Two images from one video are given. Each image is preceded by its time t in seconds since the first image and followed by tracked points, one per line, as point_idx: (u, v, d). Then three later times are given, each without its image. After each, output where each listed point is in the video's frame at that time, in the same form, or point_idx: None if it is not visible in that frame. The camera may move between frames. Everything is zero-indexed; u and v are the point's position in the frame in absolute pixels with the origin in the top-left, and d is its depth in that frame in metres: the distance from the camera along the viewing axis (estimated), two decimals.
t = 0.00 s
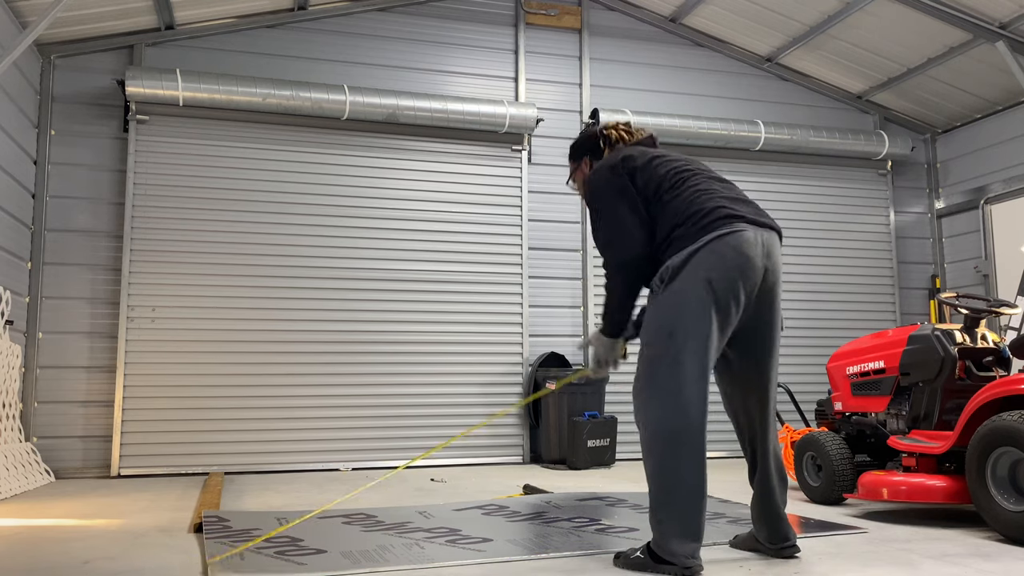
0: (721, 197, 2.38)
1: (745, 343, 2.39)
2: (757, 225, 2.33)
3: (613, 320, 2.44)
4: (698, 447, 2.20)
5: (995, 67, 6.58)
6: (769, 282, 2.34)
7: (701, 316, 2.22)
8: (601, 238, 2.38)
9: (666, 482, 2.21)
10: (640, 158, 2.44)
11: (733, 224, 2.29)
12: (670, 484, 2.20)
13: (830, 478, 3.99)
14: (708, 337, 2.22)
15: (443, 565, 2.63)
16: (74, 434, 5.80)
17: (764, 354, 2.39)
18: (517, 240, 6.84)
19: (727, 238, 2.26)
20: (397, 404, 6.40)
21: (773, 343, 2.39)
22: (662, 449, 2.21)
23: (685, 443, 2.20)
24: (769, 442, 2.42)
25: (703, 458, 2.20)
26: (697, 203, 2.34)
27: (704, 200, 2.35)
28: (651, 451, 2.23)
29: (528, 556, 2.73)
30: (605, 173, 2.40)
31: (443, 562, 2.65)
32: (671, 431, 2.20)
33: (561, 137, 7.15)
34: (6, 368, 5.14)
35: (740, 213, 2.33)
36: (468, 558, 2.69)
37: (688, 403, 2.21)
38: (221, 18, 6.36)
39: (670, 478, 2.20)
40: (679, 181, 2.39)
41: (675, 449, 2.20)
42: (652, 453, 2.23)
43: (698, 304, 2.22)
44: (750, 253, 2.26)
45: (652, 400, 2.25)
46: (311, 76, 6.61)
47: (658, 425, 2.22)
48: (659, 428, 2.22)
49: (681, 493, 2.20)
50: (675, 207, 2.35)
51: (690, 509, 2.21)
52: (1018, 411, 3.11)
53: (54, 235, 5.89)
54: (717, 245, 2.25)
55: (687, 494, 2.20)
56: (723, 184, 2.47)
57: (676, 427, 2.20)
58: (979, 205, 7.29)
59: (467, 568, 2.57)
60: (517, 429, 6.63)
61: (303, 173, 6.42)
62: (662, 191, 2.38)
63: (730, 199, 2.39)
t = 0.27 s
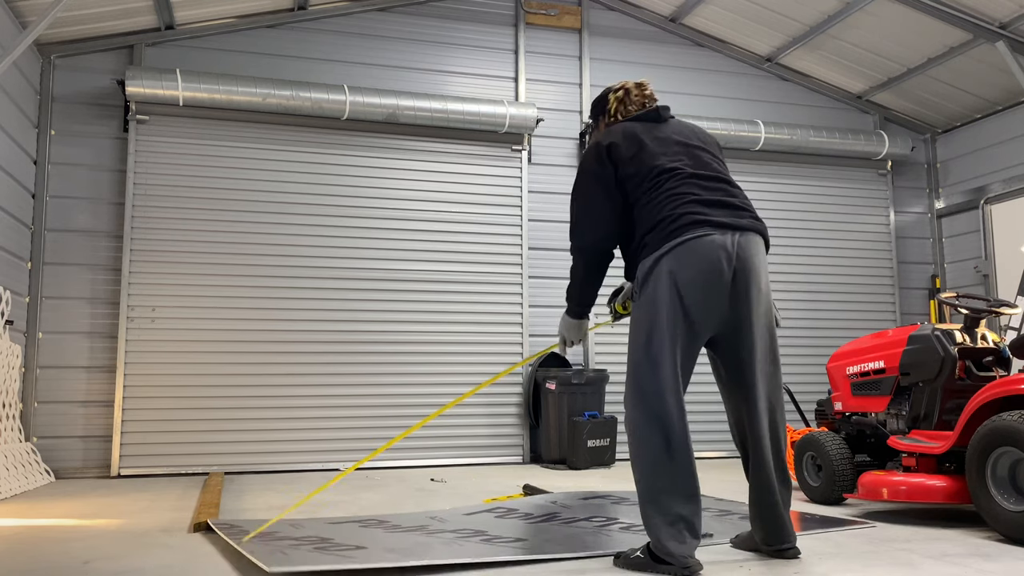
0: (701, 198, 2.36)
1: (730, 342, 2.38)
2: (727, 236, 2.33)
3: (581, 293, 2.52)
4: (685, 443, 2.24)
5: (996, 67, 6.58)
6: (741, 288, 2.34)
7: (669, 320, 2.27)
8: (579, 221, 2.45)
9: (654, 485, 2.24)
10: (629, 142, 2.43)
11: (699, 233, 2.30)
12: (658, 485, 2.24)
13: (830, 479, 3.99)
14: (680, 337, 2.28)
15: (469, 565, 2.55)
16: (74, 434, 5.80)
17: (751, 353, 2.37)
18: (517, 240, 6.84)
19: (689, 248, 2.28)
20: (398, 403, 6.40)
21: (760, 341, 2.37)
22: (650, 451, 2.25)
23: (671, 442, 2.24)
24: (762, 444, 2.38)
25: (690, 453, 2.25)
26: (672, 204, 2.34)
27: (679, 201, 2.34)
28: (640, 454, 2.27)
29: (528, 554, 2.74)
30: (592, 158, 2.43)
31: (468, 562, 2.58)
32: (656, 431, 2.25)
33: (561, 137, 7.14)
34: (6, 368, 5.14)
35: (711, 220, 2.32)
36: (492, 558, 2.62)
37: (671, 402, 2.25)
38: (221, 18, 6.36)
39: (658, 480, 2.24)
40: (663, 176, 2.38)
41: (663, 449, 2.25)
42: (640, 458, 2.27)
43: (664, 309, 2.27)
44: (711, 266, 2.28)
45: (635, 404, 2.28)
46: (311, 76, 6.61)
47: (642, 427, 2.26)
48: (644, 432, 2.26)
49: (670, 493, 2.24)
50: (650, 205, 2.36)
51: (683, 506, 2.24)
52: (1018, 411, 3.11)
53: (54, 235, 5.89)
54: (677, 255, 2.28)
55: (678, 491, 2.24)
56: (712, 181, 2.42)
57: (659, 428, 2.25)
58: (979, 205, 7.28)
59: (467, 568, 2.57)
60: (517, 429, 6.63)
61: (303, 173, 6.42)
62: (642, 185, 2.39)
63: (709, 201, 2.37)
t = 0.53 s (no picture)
0: (702, 200, 2.36)
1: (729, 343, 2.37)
2: (725, 240, 2.32)
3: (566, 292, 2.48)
4: (682, 445, 2.24)
5: (996, 67, 6.58)
6: (740, 290, 2.33)
7: (667, 324, 2.27)
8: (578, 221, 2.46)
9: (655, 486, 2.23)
10: (632, 142, 2.43)
11: (698, 236, 2.30)
12: (658, 487, 2.23)
13: (830, 478, 3.98)
14: (677, 340, 2.29)
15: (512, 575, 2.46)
16: (74, 434, 5.80)
17: (752, 353, 2.36)
18: (517, 240, 6.84)
19: (687, 251, 2.28)
20: (398, 403, 6.40)
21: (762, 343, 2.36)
22: (650, 454, 2.24)
23: (671, 444, 2.24)
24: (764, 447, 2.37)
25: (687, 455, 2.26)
26: (671, 206, 2.34)
27: (678, 203, 2.35)
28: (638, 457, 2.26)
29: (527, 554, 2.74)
30: (594, 157, 2.43)
31: (509, 571, 2.48)
32: (655, 432, 2.24)
33: (561, 137, 7.15)
34: (6, 368, 5.14)
35: (709, 223, 2.32)
36: (532, 566, 2.53)
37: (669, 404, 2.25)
38: (221, 18, 6.37)
39: (658, 481, 2.23)
40: (664, 178, 2.38)
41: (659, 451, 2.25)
42: (639, 461, 2.25)
43: (662, 312, 2.27)
44: (710, 270, 2.28)
45: (634, 408, 2.26)
46: (311, 76, 6.61)
47: (641, 430, 2.25)
48: (643, 433, 2.25)
49: (670, 495, 2.24)
50: (650, 207, 2.37)
51: (683, 506, 2.24)
52: (1018, 411, 3.10)
53: (54, 235, 5.89)
54: (675, 259, 2.29)
55: (678, 493, 2.24)
56: (714, 183, 2.42)
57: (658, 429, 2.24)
58: (979, 205, 7.28)
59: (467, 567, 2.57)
60: (517, 429, 6.63)
61: (303, 173, 6.42)
62: (642, 186, 2.40)
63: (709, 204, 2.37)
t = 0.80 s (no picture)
0: (705, 197, 2.36)
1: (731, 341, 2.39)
2: (728, 238, 2.33)
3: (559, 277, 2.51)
4: (686, 445, 2.25)
5: (995, 67, 6.58)
6: (741, 289, 2.35)
7: (672, 321, 2.27)
8: (580, 215, 2.44)
9: (657, 486, 2.24)
10: (636, 136, 2.41)
11: (703, 234, 2.30)
12: (660, 487, 2.23)
13: (830, 478, 3.98)
14: (682, 340, 2.28)
15: None
16: (74, 434, 5.80)
17: (753, 352, 2.37)
18: (517, 240, 6.84)
19: (691, 249, 2.28)
20: (398, 403, 6.40)
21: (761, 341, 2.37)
22: (653, 454, 2.24)
23: (675, 444, 2.24)
24: (766, 445, 2.37)
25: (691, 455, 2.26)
26: (675, 203, 2.33)
27: (682, 200, 2.34)
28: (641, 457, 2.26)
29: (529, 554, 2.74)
30: (599, 149, 2.41)
31: (522, 572, 2.49)
32: (660, 432, 2.24)
33: (561, 137, 7.15)
34: (6, 368, 5.14)
35: (712, 222, 2.32)
36: (544, 567, 2.53)
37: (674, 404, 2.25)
38: (221, 18, 6.37)
39: (660, 481, 2.23)
40: (668, 173, 2.38)
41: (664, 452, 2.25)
42: (642, 459, 2.26)
43: (666, 311, 2.27)
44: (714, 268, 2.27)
45: (639, 406, 2.26)
46: (311, 76, 6.61)
47: (646, 430, 2.25)
48: (645, 433, 2.25)
49: (672, 496, 2.23)
50: (653, 204, 2.36)
51: (686, 508, 2.24)
52: (1018, 411, 3.10)
53: (54, 235, 5.89)
54: (679, 257, 2.29)
55: (681, 494, 2.24)
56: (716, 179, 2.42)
57: (661, 430, 2.24)
58: (979, 205, 7.28)
59: (467, 567, 2.57)
60: (517, 429, 6.63)
61: (303, 173, 6.42)
62: (646, 182, 2.39)
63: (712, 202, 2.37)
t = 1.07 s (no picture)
0: (705, 195, 2.36)
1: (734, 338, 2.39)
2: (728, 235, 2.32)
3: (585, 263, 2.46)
4: (692, 444, 2.25)
5: (996, 67, 6.58)
6: (745, 289, 2.35)
7: (680, 320, 2.26)
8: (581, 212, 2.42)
9: (661, 484, 2.24)
10: (637, 133, 2.41)
11: (703, 232, 2.29)
12: (664, 485, 2.23)
13: (830, 478, 3.99)
14: (692, 339, 2.26)
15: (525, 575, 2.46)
16: (74, 434, 5.80)
17: (759, 352, 2.38)
18: (517, 240, 6.84)
19: (691, 248, 2.28)
20: (398, 403, 6.40)
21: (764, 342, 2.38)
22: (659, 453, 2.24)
23: (683, 445, 2.24)
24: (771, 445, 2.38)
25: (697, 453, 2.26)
26: (679, 202, 2.33)
27: (682, 199, 2.34)
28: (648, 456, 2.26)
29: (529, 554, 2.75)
30: (598, 147, 2.40)
31: (521, 571, 2.49)
32: (667, 432, 2.24)
33: (561, 137, 7.14)
34: (6, 368, 5.14)
35: (715, 222, 2.31)
36: (543, 567, 2.53)
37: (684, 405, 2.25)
38: (221, 18, 6.37)
39: (665, 479, 2.23)
40: (667, 172, 2.38)
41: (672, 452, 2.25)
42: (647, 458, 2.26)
43: (667, 310, 2.27)
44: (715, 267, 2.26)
45: (647, 406, 2.26)
46: (311, 76, 6.61)
47: (654, 429, 2.25)
48: (652, 431, 2.25)
49: (676, 494, 2.23)
50: (657, 202, 2.36)
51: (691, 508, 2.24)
52: (1018, 411, 3.10)
53: (54, 235, 5.89)
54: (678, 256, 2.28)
55: (686, 495, 2.24)
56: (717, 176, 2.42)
57: (669, 429, 2.24)
58: (979, 205, 7.28)
59: (468, 567, 2.57)
60: (517, 429, 6.63)
61: (303, 173, 6.42)
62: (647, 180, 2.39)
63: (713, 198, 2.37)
